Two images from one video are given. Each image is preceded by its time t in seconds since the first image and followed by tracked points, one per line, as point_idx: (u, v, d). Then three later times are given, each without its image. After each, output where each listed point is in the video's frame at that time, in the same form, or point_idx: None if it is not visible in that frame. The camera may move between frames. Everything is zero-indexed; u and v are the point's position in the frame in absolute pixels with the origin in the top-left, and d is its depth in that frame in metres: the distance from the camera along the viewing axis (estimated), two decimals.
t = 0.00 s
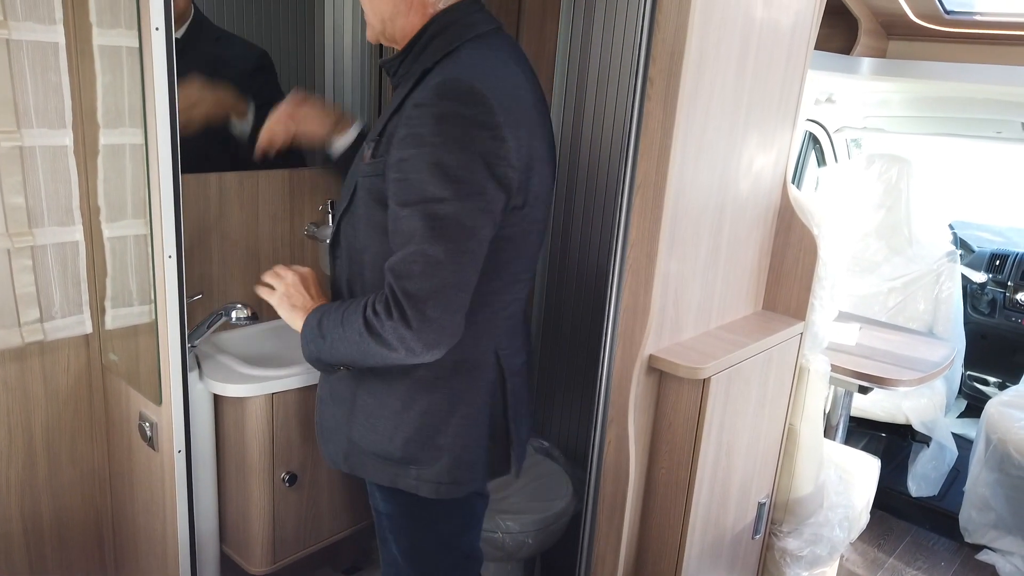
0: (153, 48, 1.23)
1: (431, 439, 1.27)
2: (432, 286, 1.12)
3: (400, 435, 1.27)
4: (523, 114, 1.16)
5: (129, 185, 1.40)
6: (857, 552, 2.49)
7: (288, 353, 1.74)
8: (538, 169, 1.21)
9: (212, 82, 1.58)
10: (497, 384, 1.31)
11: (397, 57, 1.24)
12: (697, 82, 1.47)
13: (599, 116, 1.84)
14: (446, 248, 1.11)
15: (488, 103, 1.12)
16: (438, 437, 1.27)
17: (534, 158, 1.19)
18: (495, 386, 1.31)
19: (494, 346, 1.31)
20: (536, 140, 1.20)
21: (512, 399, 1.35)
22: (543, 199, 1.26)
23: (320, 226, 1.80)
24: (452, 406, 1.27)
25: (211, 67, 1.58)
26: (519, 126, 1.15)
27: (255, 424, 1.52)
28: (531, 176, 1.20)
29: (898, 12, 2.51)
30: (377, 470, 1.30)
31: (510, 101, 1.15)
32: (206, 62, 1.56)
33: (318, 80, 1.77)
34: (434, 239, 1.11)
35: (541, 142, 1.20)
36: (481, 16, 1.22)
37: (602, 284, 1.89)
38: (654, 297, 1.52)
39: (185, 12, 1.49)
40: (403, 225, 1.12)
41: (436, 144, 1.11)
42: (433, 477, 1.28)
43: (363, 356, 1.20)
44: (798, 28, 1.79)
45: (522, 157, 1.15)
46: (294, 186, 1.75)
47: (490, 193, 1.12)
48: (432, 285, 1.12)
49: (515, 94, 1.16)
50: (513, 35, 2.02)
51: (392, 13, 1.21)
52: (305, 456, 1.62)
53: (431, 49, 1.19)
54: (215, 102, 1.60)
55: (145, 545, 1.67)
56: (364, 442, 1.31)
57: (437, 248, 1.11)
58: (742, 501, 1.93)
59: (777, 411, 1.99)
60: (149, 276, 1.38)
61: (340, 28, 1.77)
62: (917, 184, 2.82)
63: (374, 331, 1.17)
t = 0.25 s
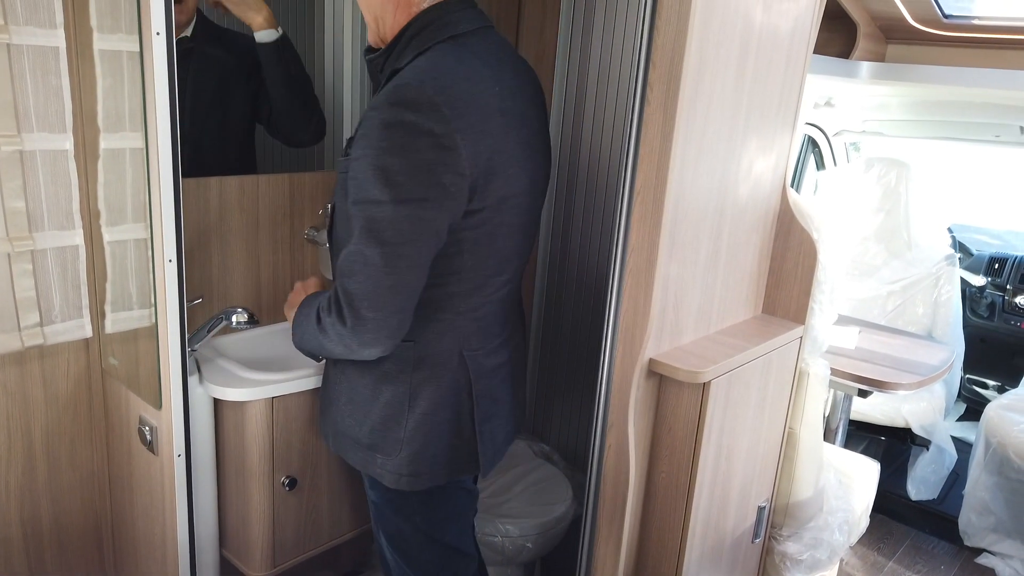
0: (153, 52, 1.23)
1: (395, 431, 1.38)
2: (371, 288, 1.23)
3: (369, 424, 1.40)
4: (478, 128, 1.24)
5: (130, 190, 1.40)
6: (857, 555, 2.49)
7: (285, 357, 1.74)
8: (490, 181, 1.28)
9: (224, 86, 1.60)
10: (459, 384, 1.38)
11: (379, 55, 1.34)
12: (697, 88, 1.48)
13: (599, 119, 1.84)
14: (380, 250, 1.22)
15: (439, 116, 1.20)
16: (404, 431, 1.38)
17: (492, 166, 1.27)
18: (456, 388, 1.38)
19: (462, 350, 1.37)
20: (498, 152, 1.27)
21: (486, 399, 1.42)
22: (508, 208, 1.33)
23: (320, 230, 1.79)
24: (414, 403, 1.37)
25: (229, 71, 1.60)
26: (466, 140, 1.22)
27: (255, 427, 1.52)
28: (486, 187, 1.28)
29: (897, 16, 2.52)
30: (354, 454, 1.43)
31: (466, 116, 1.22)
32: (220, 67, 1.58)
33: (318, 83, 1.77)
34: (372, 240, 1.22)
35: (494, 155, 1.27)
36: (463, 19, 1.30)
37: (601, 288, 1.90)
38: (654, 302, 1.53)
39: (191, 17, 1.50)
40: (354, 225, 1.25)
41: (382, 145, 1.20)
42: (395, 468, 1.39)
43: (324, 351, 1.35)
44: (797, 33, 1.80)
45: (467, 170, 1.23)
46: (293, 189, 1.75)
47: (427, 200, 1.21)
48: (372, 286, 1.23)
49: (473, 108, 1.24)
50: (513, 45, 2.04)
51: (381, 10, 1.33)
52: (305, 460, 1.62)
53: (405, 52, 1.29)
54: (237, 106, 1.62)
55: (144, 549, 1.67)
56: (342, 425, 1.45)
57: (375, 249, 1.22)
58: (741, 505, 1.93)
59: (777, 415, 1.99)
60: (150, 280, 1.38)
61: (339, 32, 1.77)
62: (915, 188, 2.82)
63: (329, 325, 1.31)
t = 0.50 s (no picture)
0: (152, 54, 1.23)
1: (391, 430, 1.39)
2: (358, 295, 1.25)
3: (366, 423, 1.41)
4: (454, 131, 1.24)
5: (129, 191, 1.40)
6: (856, 557, 2.49)
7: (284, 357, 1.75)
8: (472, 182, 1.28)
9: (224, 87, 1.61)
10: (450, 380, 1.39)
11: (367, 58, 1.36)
12: (696, 89, 1.48)
13: (598, 121, 1.84)
14: (365, 258, 1.22)
15: (411, 119, 1.20)
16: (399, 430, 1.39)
17: (475, 167, 1.28)
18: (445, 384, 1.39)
19: (454, 349, 1.37)
20: (478, 154, 1.28)
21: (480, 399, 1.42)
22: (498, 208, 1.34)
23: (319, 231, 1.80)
24: (409, 404, 1.38)
25: (227, 72, 1.61)
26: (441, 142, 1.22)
27: (254, 428, 1.52)
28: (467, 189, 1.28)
29: (896, 18, 2.53)
30: (352, 453, 1.44)
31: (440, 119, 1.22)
32: (219, 67, 1.59)
33: (318, 85, 1.77)
34: (356, 248, 1.23)
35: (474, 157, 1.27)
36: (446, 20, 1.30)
37: (600, 290, 1.90)
38: (653, 303, 1.53)
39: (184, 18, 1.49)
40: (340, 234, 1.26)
41: (358, 151, 1.21)
42: (388, 467, 1.40)
43: (322, 361, 1.36)
44: (796, 34, 1.80)
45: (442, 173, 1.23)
46: (292, 190, 1.75)
47: (408, 204, 1.21)
48: (360, 292, 1.24)
49: (447, 110, 1.23)
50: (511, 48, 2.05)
51: (366, 14, 1.35)
52: (304, 462, 1.62)
53: (390, 55, 1.30)
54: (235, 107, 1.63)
55: (143, 551, 1.67)
56: (340, 424, 1.46)
57: (360, 257, 1.23)
58: (740, 507, 1.93)
59: (776, 416, 1.99)
60: (149, 281, 1.38)
61: (336, 32, 1.76)
62: (915, 189, 2.82)
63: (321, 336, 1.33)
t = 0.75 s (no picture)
0: (153, 57, 1.24)
1: (394, 429, 1.39)
2: (369, 294, 1.23)
3: (372, 423, 1.41)
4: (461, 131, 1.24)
5: (129, 194, 1.40)
6: (856, 559, 2.49)
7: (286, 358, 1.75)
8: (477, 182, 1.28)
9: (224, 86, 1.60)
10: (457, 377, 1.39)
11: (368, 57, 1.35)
12: (695, 93, 1.48)
13: (597, 123, 1.85)
14: (375, 256, 1.21)
15: (421, 119, 1.20)
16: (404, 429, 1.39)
17: (482, 167, 1.28)
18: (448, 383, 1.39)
19: (459, 345, 1.38)
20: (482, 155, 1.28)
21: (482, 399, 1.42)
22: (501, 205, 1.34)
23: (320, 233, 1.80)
24: (409, 406, 1.38)
25: (225, 72, 1.59)
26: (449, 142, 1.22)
27: (254, 431, 1.52)
28: (472, 189, 1.28)
29: (895, 21, 2.53)
30: (358, 453, 1.44)
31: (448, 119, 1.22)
32: (219, 66, 1.57)
33: (319, 86, 1.78)
34: (366, 247, 1.22)
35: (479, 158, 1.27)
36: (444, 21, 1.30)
37: (600, 292, 1.90)
38: (653, 305, 1.53)
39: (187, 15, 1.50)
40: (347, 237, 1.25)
41: (367, 151, 1.20)
42: (393, 465, 1.40)
43: (326, 367, 1.34)
44: (795, 37, 1.80)
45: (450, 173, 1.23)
46: (293, 193, 1.76)
47: (417, 203, 1.21)
48: (371, 292, 1.23)
49: (454, 111, 1.24)
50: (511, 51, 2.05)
51: (369, 15, 1.35)
52: (304, 464, 1.62)
53: (392, 55, 1.30)
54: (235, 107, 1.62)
55: (143, 553, 1.67)
56: (345, 425, 1.46)
57: (370, 256, 1.22)
58: (740, 509, 1.93)
59: (776, 418, 1.99)
60: (149, 283, 1.38)
61: (336, 35, 1.77)
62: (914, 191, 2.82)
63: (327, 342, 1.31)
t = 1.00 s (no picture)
0: (154, 60, 1.24)
1: (409, 432, 1.39)
2: (399, 294, 1.22)
3: (377, 426, 1.41)
4: (489, 133, 1.25)
5: (130, 197, 1.40)
6: (856, 561, 2.49)
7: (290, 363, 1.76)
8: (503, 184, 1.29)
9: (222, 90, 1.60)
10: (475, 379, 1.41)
11: (378, 64, 1.32)
12: (695, 96, 1.48)
13: (597, 127, 1.85)
14: (408, 257, 1.21)
15: (454, 121, 1.21)
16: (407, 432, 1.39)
17: (507, 168, 1.29)
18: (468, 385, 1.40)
19: (482, 346, 1.39)
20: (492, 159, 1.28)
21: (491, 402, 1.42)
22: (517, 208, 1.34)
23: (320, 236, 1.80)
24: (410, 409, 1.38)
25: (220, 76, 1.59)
26: (481, 144, 1.23)
27: (255, 434, 1.52)
28: (496, 191, 1.29)
29: (894, 23, 2.53)
30: (370, 455, 1.43)
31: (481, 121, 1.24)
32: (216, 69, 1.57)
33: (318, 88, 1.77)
34: (398, 248, 1.21)
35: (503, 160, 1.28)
36: (443, 21, 1.29)
37: (600, 295, 1.90)
38: (653, 308, 1.53)
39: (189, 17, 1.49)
40: (377, 235, 1.23)
41: (399, 152, 1.20)
42: (414, 469, 1.40)
43: (347, 368, 1.32)
44: (794, 41, 1.80)
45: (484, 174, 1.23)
46: (293, 197, 1.76)
47: (452, 204, 1.21)
48: (401, 293, 1.22)
49: (482, 113, 1.24)
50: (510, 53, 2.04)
51: (378, 23, 1.32)
52: (304, 467, 1.62)
53: (407, 60, 1.27)
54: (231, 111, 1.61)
55: (143, 556, 1.66)
56: (359, 430, 1.45)
57: (402, 257, 1.21)
58: (741, 511, 1.93)
59: (776, 421, 1.99)
60: (150, 286, 1.38)
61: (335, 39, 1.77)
62: (913, 193, 2.83)
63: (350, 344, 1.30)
